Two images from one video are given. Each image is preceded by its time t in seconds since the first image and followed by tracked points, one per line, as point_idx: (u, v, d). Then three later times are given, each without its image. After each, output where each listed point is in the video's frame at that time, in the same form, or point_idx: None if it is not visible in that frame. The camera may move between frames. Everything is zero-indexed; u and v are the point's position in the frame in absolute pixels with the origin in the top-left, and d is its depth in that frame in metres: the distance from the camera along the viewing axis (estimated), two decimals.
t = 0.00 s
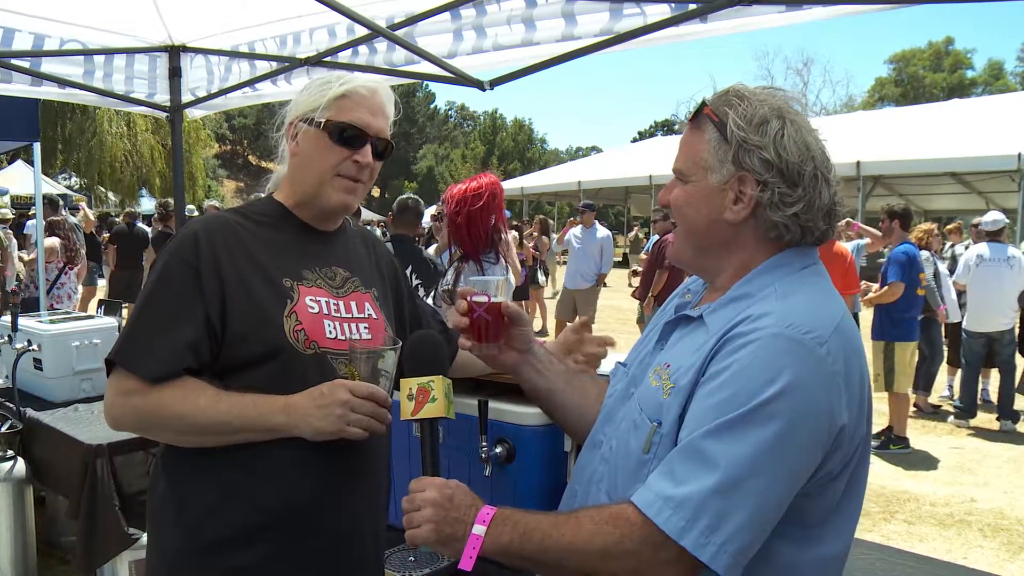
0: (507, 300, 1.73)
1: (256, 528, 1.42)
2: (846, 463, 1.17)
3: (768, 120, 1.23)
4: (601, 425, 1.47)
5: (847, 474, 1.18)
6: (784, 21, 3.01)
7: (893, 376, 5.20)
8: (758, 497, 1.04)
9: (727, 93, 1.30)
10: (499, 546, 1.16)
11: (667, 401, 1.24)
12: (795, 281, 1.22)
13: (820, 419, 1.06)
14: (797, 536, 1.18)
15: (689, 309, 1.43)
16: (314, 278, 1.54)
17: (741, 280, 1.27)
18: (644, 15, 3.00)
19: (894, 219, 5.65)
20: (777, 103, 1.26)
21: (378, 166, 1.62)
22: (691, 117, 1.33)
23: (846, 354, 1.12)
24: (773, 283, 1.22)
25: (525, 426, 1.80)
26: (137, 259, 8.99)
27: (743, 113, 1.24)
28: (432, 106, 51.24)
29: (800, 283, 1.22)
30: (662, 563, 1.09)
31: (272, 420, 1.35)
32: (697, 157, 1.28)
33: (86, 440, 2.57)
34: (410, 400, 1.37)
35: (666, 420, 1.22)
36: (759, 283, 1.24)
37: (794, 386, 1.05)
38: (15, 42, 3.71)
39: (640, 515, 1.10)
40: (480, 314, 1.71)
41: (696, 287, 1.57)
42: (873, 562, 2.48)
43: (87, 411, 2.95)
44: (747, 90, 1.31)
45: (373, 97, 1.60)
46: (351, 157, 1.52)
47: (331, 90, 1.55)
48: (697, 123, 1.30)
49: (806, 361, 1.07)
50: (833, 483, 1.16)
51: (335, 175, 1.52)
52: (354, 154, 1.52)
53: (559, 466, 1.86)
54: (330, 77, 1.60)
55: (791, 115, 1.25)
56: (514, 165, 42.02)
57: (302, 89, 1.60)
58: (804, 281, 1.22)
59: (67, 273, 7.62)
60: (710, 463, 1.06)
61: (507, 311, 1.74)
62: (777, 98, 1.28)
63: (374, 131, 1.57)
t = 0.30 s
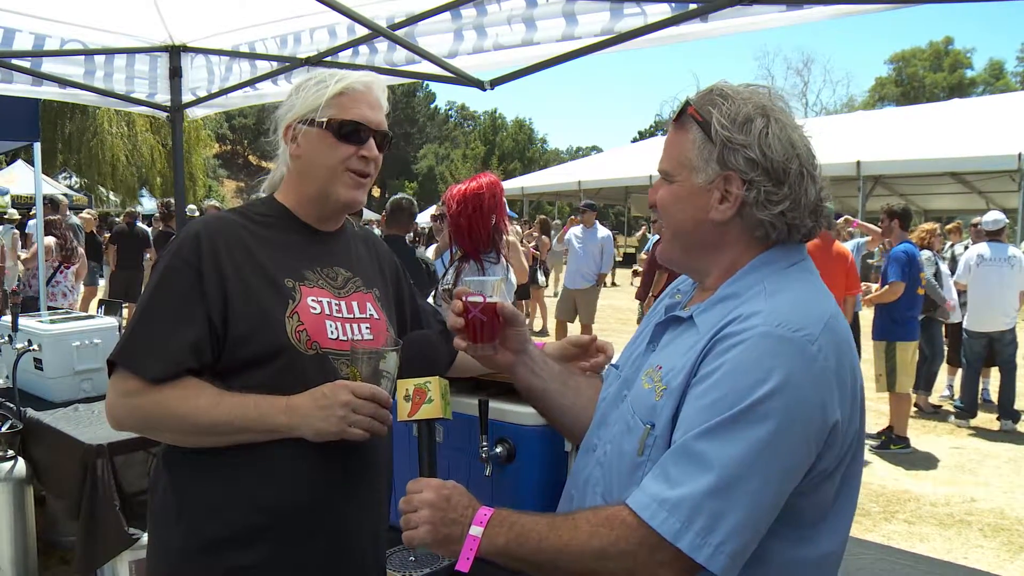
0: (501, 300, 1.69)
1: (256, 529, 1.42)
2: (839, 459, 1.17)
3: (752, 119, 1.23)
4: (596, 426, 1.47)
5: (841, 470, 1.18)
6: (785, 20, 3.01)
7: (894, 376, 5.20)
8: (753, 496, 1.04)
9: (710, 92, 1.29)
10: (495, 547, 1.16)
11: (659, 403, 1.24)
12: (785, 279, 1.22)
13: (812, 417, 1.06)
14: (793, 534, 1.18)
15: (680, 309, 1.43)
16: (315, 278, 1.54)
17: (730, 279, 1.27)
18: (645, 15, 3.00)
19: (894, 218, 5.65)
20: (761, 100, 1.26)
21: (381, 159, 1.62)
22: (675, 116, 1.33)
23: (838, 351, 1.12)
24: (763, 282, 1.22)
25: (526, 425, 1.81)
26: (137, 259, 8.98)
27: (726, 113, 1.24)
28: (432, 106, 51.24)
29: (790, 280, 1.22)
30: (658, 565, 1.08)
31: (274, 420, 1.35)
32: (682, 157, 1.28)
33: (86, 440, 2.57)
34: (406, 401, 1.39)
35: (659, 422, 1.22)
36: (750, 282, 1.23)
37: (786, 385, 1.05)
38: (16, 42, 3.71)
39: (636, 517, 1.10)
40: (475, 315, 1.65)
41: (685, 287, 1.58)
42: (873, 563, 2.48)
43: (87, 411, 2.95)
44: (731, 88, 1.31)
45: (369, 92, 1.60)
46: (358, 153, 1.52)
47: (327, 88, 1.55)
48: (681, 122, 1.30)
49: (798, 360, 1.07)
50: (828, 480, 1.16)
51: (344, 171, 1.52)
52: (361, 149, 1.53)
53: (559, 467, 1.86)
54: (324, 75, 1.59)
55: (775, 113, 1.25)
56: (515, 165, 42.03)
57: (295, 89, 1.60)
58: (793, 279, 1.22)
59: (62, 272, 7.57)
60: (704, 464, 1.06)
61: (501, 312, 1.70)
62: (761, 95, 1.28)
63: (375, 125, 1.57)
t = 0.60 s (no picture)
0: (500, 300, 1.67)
1: (256, 529, 1.42)
2: (832, 453, 1.17)
3: (768, 120, 1.25)
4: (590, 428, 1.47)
5: (834, 463, 1.18)
6: (786, 20, 3.01)
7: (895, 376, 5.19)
8: (746, 493, 1.04)
9: (716, 89, 1.28)
10: (493, 549, 1.15)
11: (650, 404, 1.24)
12: (774, 276, 1.22)
13: (803, 412, 1.06)
14: (789, 528, 1.18)
15: (668, 309, 1.43)
16: (315, 279, 1.54)
17: (715, 279, 1.27)
18: (645, 15, 3.00)
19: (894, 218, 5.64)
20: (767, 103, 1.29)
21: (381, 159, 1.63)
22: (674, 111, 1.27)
23: (826, 345, 1.12)
24: (750, 280, 1.22)
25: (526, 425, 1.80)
26: (137, 259, 8.98)
27: (746, 111, 1.24)
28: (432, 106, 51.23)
29: (776, 277, 1.22)
30: (656, 565, 1.08)
31: (274, 421, 1.35)
32: (696, 153, 1.23)
33: (86, 441, 2.57)
34: (402, 403, 1.35)
35: (651, 423, 1.22)
36: (739, 281, 1.23)
37: (775, 382, 1.05)
38: (16, 43, 3.70)
39: (632, 517, 1.09)
40: (474, 316, 1.64)
41: (673, 289, 1.58)
42: (873, 563, 2.48)
43: (88, 412, 2.94)
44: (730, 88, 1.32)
45: (369, 92, 1.61)
46: (358, 153, 1.53)
47: (329, 89, 1.55)
48: (689, 118, 1.25)
49: (786, 356, 1.07)
50: (821, 474, 1.16)
51: (344, 171, 1.52)
52: (361, 150, 1.53)
53: (559, 467, 1.86)
54: (323, 76, 1.60)
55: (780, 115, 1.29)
56: (515, 165, 42.04)
57: (294, 91, 1.60)
58: (780, 275, 1.22)
59: (60, 273, 7.53)
60: (697, 462, 1.06)
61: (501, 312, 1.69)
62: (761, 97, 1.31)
63: (375, 126, 1.57)
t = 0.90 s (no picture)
0: (502, 300, 1.67)
1: (254, 528, 1.42)
2: (829, 439, 1.17)
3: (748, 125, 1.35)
4: (587, 431, 1.46)
5: (833, 449, 1.18)
6: (786, 20, 3.01)
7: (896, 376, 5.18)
8: (748, 484, 1.04)
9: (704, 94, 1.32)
10: (491, 546, 1.15)
11: (646, 407, 1.23)
12: (762, 271, 1.22)
13: (799, 400, 1.06)
14: (790, 516, 1.18)
15: (654, 313, 1.43)
16: (314, 278, 1.54)
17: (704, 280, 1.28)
18: (645, 15, 3.01)
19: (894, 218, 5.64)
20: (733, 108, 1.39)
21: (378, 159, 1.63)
22: (682, 115, 1.25)
23: (817, 332, 1.12)
24: (738, 276, 1.22)
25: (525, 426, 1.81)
26: (137, 259, 8.97)
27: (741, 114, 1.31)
28: (432, 107, 51.23)
29: (764, 272, 1.22)
30: (657, 562, 1.07)
31: (271, 420, 1.35)
32: (714, 157, 1.25)
33: (86, 441, 2.57)
34: (401, 399, 1.35)
35: (648, 426, 1.22)
36: (726, 279, 1.23)
37: (769, 373, 1.05)
38: (16, 42, 3.70)
39: (632, 513, 1.08)
40: (478, 314, 1.62)
41: (645, 293, 1.58)
42: (873, 563, 2.48)
43: (88, 412, 2.94)
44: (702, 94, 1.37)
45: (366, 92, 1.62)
46: (354, 154, 1.53)
47: (324, 90, 1.55)
48: (702, 120, 1.25)
49: (778, 347, 1.06)
50: (820, 460, 1.16)
51: (342, 172, 1.53)
52: (357, 150, 1.53)
53: (558, 468, 1.86)
54: (320, 76, 1.60)
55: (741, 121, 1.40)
56: (515, 166, 42.03)
57: (291, 92, 1.60)
58: (765, 270, 1.23)
59: (58, 272, 7.51)
60: (697, 458, 1.06)
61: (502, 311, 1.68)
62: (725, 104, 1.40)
63: (371, 126, 1.57)
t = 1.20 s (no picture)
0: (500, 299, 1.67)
1: (252, 528, 1.42)
2: (825, 437, 1.17)
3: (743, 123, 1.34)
4: (582, 432, 1.46)
5: (828, 447, 1.18)
6: (785, 20, 3.00)
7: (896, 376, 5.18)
8: (745, 482, 1.04)
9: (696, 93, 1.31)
10: (487, 542, 1.15)
11: (642, 408, 1.23)
12: (757, 271, 1.22)
13: (795, 399, 1.06)
14: (788, 514, 1.18)
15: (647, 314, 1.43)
16: (312, 278, 1.54)
17: (699, 279, 1.27)
18: (645, 15, 3.01)
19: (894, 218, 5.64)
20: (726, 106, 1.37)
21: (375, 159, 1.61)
22: (674, 114, 1.24)
23: (812, 331, 1.12)
24: (731, 275, 1.22)
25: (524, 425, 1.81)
26: (137, 259, 8.97)
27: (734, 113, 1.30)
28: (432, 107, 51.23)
29: (758, 271, 1.22)
30: (653, 560, 1.07)
31: (269, 421, 1.35)
32: (706, 156, 1.24)
33: (86, 440, 2.57)
34: (401, 394, 1.36)
35: (644, 426, 1.21)
36: (720, 278, 1.23)
37: (765, 371, 1.05)
38: (15, 42, 3.69)
39: (628, 512, 1.08)
40: (474, 313, 1.63)
41: (638, 293, 1.57)
42: (872, 562, 2.48)
43: (87, 412, 2.94)
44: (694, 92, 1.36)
45: (362, 92, 1.61)
46: (348, 155, 1.52)
47: (320, 90, 1.55)
48: (694, 119, 1.25)
49: (774, 345, 1.06)
50: (816, 457, 1.16)
51: (337, 174, 1.52)
52: (352, 152, 1.53)
53: (558, 469, 1.86)
54: (316, 76, 1.60)
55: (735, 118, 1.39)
56: (515, 165, 42.04)
57: (288, 92, 1.60)
58: (759, 269, 1.23)
59: (55, 271, 7.49)
60: (694, 456, 1.06)
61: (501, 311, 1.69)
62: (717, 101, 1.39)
63: (367, 126, 1.57)
